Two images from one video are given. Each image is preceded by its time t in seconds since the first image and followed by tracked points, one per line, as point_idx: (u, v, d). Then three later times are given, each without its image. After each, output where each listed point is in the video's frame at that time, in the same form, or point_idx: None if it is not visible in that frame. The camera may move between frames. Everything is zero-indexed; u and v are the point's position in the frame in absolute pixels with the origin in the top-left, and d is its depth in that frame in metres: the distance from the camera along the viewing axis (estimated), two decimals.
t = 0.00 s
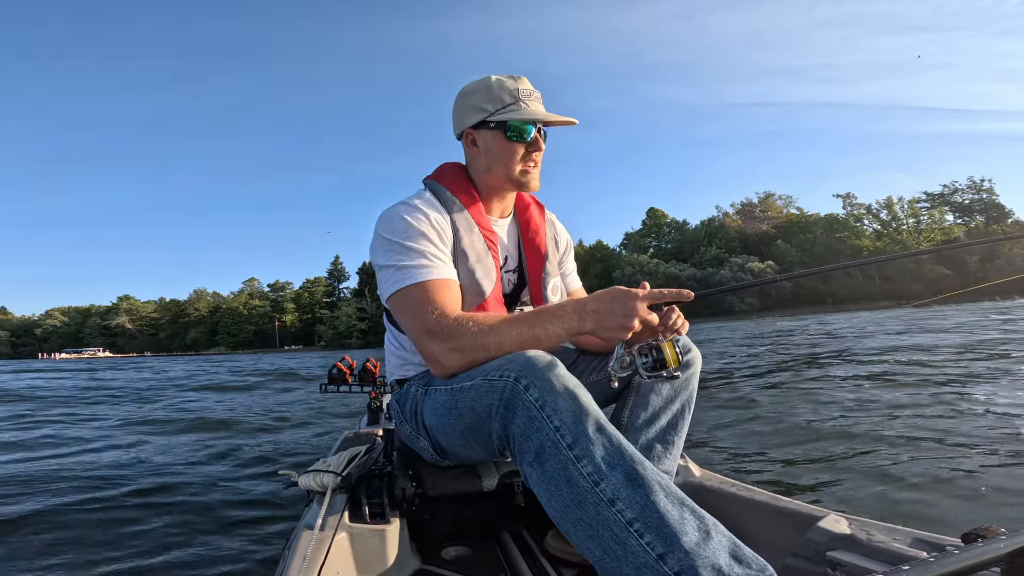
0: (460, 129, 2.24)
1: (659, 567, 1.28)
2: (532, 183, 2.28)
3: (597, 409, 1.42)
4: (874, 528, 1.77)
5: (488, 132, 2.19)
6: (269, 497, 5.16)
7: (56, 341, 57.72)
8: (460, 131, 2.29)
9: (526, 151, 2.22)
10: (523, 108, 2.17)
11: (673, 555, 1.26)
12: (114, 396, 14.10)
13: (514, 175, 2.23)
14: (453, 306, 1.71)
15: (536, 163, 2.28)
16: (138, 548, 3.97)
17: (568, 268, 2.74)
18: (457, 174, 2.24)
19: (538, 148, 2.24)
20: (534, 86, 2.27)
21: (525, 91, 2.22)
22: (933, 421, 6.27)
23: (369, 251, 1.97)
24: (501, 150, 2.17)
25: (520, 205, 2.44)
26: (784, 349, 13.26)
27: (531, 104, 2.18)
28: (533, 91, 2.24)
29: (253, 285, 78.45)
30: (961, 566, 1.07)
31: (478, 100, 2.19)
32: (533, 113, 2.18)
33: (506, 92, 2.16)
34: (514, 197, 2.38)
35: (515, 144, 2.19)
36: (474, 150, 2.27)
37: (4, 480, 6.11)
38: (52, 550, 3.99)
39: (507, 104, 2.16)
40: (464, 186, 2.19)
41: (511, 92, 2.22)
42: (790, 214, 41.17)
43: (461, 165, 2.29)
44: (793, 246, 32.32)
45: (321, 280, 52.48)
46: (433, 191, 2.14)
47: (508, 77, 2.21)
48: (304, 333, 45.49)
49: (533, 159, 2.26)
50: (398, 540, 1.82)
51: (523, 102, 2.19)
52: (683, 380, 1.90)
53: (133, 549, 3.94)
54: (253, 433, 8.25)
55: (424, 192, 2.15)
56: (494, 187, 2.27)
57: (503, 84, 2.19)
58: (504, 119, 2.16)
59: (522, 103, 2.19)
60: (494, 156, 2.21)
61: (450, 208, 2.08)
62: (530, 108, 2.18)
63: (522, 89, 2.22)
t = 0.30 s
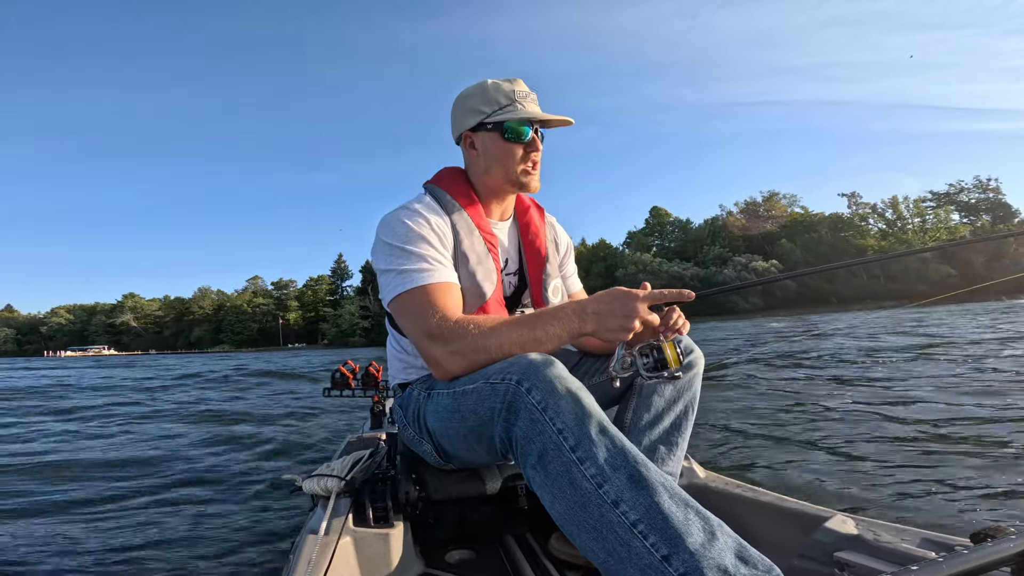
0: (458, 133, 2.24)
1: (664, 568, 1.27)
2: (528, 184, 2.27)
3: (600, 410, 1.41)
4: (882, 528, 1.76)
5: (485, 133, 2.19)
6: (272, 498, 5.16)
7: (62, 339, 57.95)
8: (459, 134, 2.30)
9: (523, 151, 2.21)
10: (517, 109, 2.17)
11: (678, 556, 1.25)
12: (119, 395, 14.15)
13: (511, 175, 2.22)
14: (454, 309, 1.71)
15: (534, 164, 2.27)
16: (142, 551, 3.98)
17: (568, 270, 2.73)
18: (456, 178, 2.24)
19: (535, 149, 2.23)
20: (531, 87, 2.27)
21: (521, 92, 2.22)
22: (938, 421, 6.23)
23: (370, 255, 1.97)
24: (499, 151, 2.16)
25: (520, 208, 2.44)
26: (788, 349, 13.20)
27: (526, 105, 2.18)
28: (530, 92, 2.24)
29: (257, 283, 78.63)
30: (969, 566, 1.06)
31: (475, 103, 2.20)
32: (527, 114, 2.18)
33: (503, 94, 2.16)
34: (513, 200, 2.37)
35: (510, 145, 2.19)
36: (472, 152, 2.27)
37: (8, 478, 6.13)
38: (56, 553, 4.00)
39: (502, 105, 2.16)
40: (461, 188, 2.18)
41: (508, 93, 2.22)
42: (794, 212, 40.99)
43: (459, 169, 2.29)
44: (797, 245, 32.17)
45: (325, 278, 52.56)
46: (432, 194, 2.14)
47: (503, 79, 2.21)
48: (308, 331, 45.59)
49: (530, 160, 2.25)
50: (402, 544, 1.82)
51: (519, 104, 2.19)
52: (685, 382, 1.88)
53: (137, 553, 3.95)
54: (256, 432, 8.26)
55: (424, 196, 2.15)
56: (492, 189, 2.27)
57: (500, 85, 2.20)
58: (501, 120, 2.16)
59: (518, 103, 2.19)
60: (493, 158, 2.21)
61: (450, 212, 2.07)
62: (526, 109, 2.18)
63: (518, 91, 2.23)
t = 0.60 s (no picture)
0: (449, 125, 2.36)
1: (658, 563, 1.28)
2: (512, 175, 2.28)
3: (596, 406, 1.42)
4: (874, 524, 1.78)
5: (469, 124, 2.27)
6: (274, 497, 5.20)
7: (70, 340, 58.29)
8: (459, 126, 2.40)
9: (503, 142, 2.25)
10: (498, 100, 2.21)
11: (672, 551, 1.26)
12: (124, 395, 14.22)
13: (493, 166, 2.25)
14: (450, 304, 1.73)
15: (519, 155, 2.29)
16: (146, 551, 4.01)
17: (565, 265, 2.75)
18: (452, 172, 2.28)
19: (516, 139, 2.25)
20: (524, 80, 2.29)
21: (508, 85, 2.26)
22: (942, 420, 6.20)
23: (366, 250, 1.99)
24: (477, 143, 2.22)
25: (516, 202, 2.45)
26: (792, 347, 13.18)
27: (508, 97, 2.21)
28: (520, 85, 2.27)
29: (263, 283, 78.90)
30: (958, 562, 1.07)
31: (463, 96, 2.29)
32: (507, 105, 2.22)
33: (485, 86, 2.22)
34: (508, 194, 2.39)
35: (490, 136, 2.24)
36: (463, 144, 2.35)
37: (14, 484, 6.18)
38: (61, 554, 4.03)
39: (483, 97, 2.23)
40: (449, 178, 2.25)
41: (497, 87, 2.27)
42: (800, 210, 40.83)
43: (454, 163, 2.33)
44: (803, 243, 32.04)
45: (330, 278, 52.69)
46: (425, 187, 2.18)
47: (491, 73, 2.27)
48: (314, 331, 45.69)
49: (514, 151, 2.27)
50: (398, 538, 1.84)
51: (503, 96, 2.22)
52: (681, 378, 1.90)
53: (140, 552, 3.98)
54: (260, 432, 8.30)
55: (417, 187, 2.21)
56: (483, 181, 2.30)
57: (489, 78, 2.27)
58: (487, 111, 2.21)
59: (502, 95, 2.23)
60: (482, 148, 2.25)
61: (444, 206, 2.09)
62: (506, 101, 2.21)
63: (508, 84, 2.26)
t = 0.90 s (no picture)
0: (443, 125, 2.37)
1: (648, 566, 1.28)
2: (506, 174, 2.28)
3: (588, 408, 1.42)
4: (858, 528, 1.77)
5: (462, 123, 2.28)
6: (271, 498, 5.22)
7: (75, 339, 58.48)
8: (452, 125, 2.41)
9: (497, 141, 2.25)
10: (490, 99, 2.22)
11: (661, 554, 1.27)
12: (126, 394, 14.27)
13: (487, 165, 2.25)
14: (442, 305, 1.73)
15: (513, 154, 2.29)
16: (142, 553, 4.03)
17: (560, 265, 2.75)
18: (446, 171, 2.28)
19: (510, 139, 2.25)
20: (518, 79, 2.30)
21: (501, 83, 2.27)
22: (942, 423, 6.19)
23: (359, 250, 1.99)
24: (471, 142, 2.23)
25: (512, 202, 2.45)
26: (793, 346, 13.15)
27: (501, 96, 2.22)
28: (513, 83, 2.27)
29: (267, 282, 79.06)
30: (941, 566, 1.07)
31: (456, 95, 2.29)
32: (500, 104, 2.23)
33: (478, 85, 2.23)
34: (503, 194, 2.40)
35: (483, 135, 2.25)
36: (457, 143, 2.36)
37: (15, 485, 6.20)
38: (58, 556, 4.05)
39: (476, 95, 2.24)
40: (443, 179, 2.25)
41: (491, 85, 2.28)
42: (803, 208, 40.70)
43: (448, 162, 2.33)
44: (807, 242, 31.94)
45: (334, 277, 52.77)
46: (419, 186, 2.18)
47: (485, 71, 2.28)
48: (317, 331, 45.77)
49: (508, 150, 2.27)
50: (389, 538, 1.85)
51: (496, 94, 2.23)
52: (673, 380, 1.89)
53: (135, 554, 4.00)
54: (259, 432, 8.32)
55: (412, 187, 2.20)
56: (477, 180, 2.31)
57: (482, 77, 2.28)
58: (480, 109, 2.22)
59: (495, 94, 2.24)
60: (476, 147, 2.25)
61: (438, 205, 2.09)
62: (499, 99, 2.22)
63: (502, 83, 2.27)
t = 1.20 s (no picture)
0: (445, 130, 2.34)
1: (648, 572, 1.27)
2: (510, 178, 2.28)
3: (589, 414, 1.42)
4: (859, 535, 1.77)
5: (466, 127, 2.27)
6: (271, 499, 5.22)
7: (80, 339, 58.66)
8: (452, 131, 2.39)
9: (502, 145, 2.25)
10: (495, 103, 2.22)
11: (662, 561, 1.26)
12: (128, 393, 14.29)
13: (492, 169, 2.24)
14: (443, 310, 1.72)
15: (517, 158, 2.29)
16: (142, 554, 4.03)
17: (562, 272, 2.74)
18: (447, 176, 2.28)
19: (515, 142, 2.25)
20: (520, 84, 2.31)
21: (504, 88, 2.27)
22: (946, 424, 6.16)
23: (361, 255, 1.99)
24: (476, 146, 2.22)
25: (514, 208, 2.44)
26: (797, 346, 13.10)
27: (505, 100, 2.22)
28: (516, 88, 2.28)
29: (270, 282, 79.17)
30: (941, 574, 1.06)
31: (459, 100, 2.28)
32: (505, 108, 2.23)
33: (482, 89, 2.23)
34: (504, 199, 2.39)
35: (488, 139, 2.24)
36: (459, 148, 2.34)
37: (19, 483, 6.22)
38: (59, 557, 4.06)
39: (481, 100, 2.23)
40: (447, 184, 2.23)
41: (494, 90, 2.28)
42: (807, 208, 40.56)
43: (450, 167, 2.33)
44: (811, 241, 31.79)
45: (337, 277, 52.85)
46: (422, 192, 2.17)
47: (487, 76, 2.28)
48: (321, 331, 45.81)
49: (512, 154, 2.27)
50: (387, 544, 1.84)
51: (500, 99, 2.23)
52: (673, 386, 1.89)
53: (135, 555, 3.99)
54: (262, 432, 8.32)
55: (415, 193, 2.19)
56: (480, 185, 2.30)
57: (484, 82, 2.28)
58: (484, 114, 2.21)
59: (499, 98, 2.24)
60: (478, 151, 2.25)
61: (440, 210, 2.09)
62: (504, 103, 2.22)
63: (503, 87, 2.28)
